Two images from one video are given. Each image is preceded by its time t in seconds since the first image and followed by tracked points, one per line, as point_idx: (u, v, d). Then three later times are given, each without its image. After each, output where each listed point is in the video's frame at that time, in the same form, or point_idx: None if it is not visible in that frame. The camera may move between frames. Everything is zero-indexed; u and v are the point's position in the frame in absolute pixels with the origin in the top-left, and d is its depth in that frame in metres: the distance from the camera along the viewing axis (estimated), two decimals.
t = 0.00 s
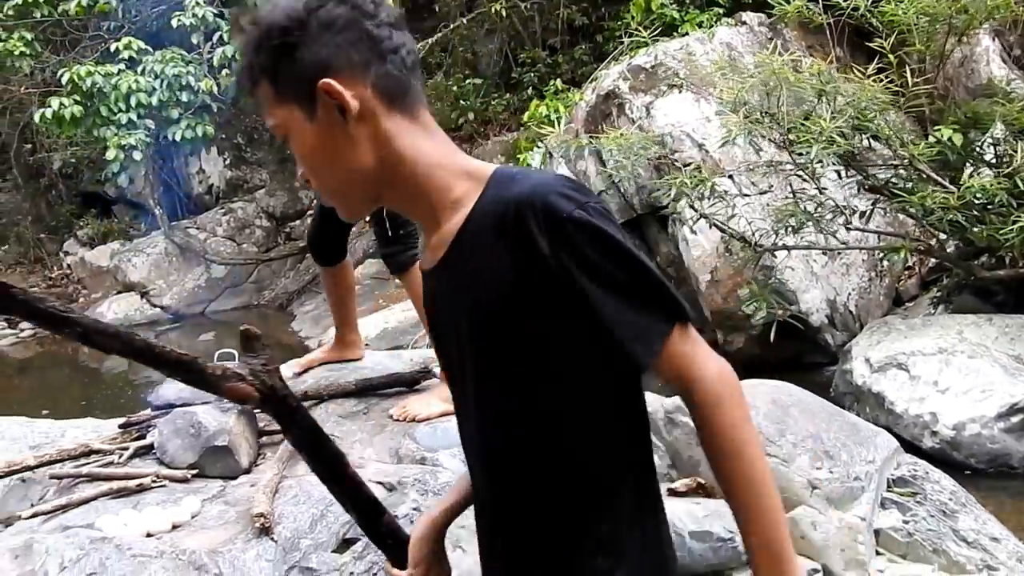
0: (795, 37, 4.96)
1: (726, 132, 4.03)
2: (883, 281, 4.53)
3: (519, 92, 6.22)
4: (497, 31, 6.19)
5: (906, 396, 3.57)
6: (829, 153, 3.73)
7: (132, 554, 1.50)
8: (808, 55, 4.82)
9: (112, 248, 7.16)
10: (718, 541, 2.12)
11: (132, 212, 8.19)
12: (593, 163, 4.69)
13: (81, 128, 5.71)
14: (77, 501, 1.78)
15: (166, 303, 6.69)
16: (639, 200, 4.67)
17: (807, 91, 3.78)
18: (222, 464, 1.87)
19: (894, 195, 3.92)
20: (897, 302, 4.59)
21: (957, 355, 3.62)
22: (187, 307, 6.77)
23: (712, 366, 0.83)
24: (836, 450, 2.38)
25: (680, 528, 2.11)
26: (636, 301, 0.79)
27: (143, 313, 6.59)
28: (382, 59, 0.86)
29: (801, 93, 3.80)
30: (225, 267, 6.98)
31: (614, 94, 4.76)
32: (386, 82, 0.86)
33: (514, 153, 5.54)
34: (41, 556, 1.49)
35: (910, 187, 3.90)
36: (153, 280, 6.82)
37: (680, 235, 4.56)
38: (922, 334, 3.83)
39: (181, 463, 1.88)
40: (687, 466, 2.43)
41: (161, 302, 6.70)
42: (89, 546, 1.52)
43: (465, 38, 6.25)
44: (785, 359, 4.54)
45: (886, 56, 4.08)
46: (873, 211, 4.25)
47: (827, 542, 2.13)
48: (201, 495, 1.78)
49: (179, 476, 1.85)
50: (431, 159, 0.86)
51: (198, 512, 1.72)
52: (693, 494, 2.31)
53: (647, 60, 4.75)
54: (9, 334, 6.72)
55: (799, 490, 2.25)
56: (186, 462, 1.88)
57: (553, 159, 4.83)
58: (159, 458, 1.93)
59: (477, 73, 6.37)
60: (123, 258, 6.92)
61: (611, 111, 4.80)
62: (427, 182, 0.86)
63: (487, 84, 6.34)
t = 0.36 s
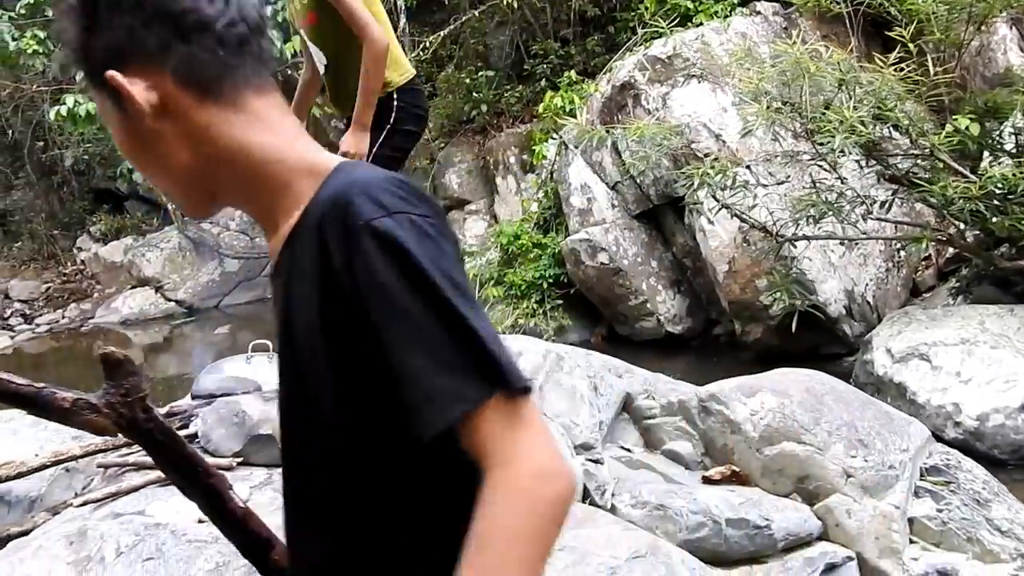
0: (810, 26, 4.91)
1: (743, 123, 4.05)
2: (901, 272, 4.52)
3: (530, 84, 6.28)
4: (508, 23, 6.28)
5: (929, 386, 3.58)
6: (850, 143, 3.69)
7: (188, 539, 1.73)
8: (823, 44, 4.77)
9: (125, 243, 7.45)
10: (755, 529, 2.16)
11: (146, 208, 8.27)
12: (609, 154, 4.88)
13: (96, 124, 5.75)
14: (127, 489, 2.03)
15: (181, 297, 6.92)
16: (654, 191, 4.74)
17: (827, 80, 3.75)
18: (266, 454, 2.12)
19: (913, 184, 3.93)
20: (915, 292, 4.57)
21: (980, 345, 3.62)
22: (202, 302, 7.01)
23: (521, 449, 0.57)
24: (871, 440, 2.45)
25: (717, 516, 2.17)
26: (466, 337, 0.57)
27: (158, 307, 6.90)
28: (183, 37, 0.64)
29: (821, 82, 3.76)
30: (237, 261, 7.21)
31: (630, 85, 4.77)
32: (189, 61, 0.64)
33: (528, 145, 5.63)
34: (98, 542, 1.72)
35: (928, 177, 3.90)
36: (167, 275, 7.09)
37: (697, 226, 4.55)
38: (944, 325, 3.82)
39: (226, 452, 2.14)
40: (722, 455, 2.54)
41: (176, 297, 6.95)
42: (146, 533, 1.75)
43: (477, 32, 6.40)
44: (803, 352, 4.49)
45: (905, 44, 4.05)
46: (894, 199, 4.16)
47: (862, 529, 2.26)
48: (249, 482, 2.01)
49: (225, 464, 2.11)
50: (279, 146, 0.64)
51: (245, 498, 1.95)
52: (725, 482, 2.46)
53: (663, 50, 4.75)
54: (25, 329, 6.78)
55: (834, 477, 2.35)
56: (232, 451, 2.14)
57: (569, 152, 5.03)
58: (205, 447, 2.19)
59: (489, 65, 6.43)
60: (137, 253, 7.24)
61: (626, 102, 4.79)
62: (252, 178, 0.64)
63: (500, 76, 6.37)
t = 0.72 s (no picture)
0: (882, 16, 4.72)
1: (813, 118, 3.95)
2: (975, 274, 4.33)
3: (593, 75, 6.24)
4: (570, 14, 6.27)
5: (1004, 394, 3.39)
6: (925, 140, 3.52)
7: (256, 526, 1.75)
8: (896, 34, 4.59)
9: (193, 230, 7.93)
10: (820, 537, 2.14)
11: (212, 194, 8.80)
12: (673, 149, 4.81)
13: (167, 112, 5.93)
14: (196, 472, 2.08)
15: (245, 283, 7.42)
16: (718, 186, 4.64)
17: (903, 74, 3.58)
18: (333, 442, 2.19)
19: (993, 184, 3.74)
20: (990, 295, 4.38)
21: None
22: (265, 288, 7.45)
23: None
24: (944, 449, 2.42)
25: (781, 523, 2.15)
26: (65, 498, 0.64)
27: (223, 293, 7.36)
28: (21, 127, 0.70)
29: (896, 76, 3.60)
30: (300, 249, 7.63)
31: (695, 78, 4.70)
32: (20, 147, 0.71)
33: (590, 139, 5.61)
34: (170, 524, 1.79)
35: (1009, 176, 3.67)
36: (232, 261, 7.57)
37: (761, 223, 4.44)
38: (1021, 331, 3.68)
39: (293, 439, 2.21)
40: (787, 460, 2.52)
41: (239, 282, 7.40)
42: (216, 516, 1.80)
43: (540, 23, 6.43)
44: (868, 355, 4.38)
45: (986, 36, 3.87)
46: (969, 198, 4.02)
47: (933, 542, 2.21)
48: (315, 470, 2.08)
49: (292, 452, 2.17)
50: (74, 248, 0.72)
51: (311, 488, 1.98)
52: (790, 488, 2.44)
53: (730, 42, 4.65)
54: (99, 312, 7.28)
55: (905, 488, 2.32)
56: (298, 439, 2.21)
57: (631, 145, 4.98)
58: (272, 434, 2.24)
59: (551, 56, 6.43)
60: (204, 239, 7.68)
61: (692, 95, 4.74)
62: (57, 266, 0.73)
63: (562, 67, 6.29)
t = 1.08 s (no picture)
0: (949, 18, 4.61)
1: (874, 121, 3.88)
2: None
3: (649, 76, 6.21)
4: (626, 15, 6.25)
5: None
6: (993, 146, 3.37)
7: (308, 523, 1.78)
8: (963, 36, 4.47)
9: (252, 228, 8.23)
10: (876, 550, 2.11)
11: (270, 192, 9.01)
12: (729, 152, 4.76)
13: (229, 112, 6.09)
14: (252, 469, 2.14)
15: (301, 281, 7.62)
16: (775, 190, 4.56)
17: (971, 76, 3.47)
18: (383, 443, 2.23)
19: None
20: None
21: None
22: (320, 286, 7.69)
23: None
24: (1008, 463, 2.38)
25: (835, 535, 2.12)
26: None
27: (280, 291, 7.60)
28: None
29: (964, 79, 3.49)
30: (354, 248, 7.82)
31: (753, 79, 4.67)
32: None
33: (645, 140, 5.59)
34: (225, 520, 1.83)
35: None
36: (288, 259, 7.78)
37: (819, 227, 4.36)
38: None
39: (345, 439, 2.25)
40: (842, 470, 2.50)
41: (296, 281, 7.64)
42: (269, 513, 1.82)
43: (596, 24, 6.43)
44: (927, 364, 4.27)
45: None
46: None
47: (994, 558, 2.16)
48: (366, 470, 2.12)
49: (343, 451, 2.20)
50: None
51: (362, 487, 2.02)
52: (845, 499, 2.40)
53: (789, 44, 4.60)
54: (160, 308, 7.53)
55: (966, 501, 2.28)
56: (350, 438, 2.25)
57: (686, 148, 4.95)
58: (326, 432, 2.29)
59: (607, 57, 6.41)
60: (262, 238, 7.96)
61: (750, 96, 4.71)
62: None
63: (618, 69, 6.29)
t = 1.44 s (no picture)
0: (988, 10, 4.53)
1: (909, 114, 3.82)
2: None
3: (679, 70, 6.17)
4: (657, 10, 6.20)
5: None
6: None
7: (337, 515, 1.80)
8: (1002, 28, 4.38)
9: (283, 224, 8.34)
10: (908, 548, 2.09)
11: (301, 189, 9.11)
12: (761, 147, 4.71)
13: (261, 109, 6.16)
14: (282, 462, 2.17)
15: (331, 277, 7.72)
16: (807, 185, 4.49)
17: (1008, 70, 3.35)
18: (411, 437, 2.25)
19: None
20: None
21: None
22: (351, 281, 7.80)
23: None
24: None
25: (866, 533, 2.10)
26: None
27: (310, 286, 7.70)
28: None
29: (1003, 72, 3.37)
30: (384, 244, 7.89)
31: (786, 74, 4.64)
32: None
33: (675, 135, 5.56)
34: (256, 511, 1.85)
35: None
36: (319, 255, 7.88)
37: (852, 222, 4.29)
38: None
39: (374, 433, 2.27)
40: (873, 468, 2.47)
41: (327, 277, 7.75)
42: (299, 505, 1.84)
43: (627, 18, 6.39)
44: (962, 362, 4.19)
45: None
46: None
47: None
48: (394, 464, 2.14)
49: (372, 445, 2.23)
50: None
51: (391, 480, 2.04)
52: (876, 497, 2.38)
53: (823, 37, 4.54)
54: (193, 304, 7.65)
55: (1001, 500, 2.23)
56: (379, 432, 2.27)
57: (717, 143, 4.91)
58: (355, 426, 2.32)
59: (637, 52, 6.36)
60: (293, 234, 8.06)
61: (782, 90, 4.67)
62: None
63: (648, 64, 6.25)
